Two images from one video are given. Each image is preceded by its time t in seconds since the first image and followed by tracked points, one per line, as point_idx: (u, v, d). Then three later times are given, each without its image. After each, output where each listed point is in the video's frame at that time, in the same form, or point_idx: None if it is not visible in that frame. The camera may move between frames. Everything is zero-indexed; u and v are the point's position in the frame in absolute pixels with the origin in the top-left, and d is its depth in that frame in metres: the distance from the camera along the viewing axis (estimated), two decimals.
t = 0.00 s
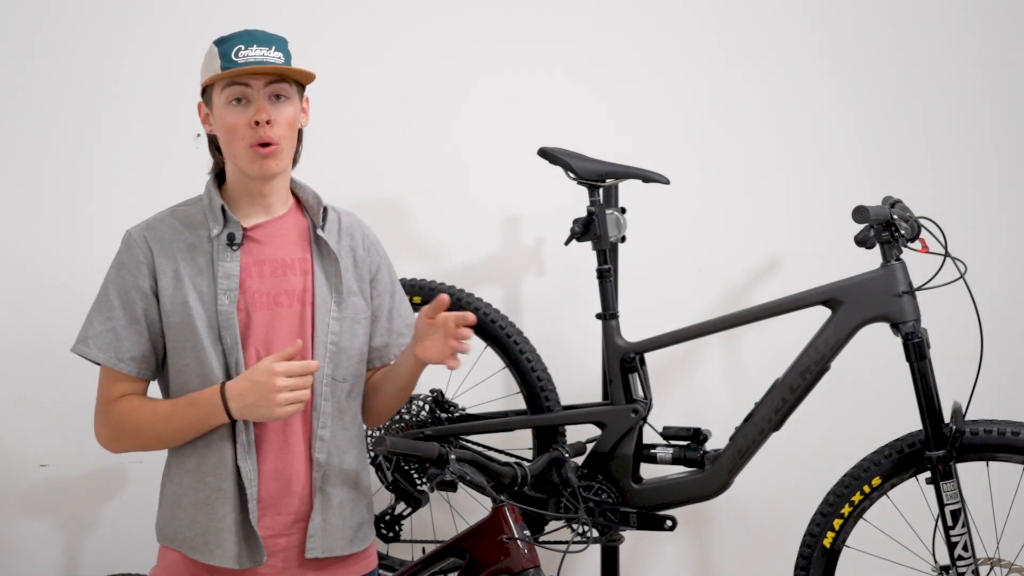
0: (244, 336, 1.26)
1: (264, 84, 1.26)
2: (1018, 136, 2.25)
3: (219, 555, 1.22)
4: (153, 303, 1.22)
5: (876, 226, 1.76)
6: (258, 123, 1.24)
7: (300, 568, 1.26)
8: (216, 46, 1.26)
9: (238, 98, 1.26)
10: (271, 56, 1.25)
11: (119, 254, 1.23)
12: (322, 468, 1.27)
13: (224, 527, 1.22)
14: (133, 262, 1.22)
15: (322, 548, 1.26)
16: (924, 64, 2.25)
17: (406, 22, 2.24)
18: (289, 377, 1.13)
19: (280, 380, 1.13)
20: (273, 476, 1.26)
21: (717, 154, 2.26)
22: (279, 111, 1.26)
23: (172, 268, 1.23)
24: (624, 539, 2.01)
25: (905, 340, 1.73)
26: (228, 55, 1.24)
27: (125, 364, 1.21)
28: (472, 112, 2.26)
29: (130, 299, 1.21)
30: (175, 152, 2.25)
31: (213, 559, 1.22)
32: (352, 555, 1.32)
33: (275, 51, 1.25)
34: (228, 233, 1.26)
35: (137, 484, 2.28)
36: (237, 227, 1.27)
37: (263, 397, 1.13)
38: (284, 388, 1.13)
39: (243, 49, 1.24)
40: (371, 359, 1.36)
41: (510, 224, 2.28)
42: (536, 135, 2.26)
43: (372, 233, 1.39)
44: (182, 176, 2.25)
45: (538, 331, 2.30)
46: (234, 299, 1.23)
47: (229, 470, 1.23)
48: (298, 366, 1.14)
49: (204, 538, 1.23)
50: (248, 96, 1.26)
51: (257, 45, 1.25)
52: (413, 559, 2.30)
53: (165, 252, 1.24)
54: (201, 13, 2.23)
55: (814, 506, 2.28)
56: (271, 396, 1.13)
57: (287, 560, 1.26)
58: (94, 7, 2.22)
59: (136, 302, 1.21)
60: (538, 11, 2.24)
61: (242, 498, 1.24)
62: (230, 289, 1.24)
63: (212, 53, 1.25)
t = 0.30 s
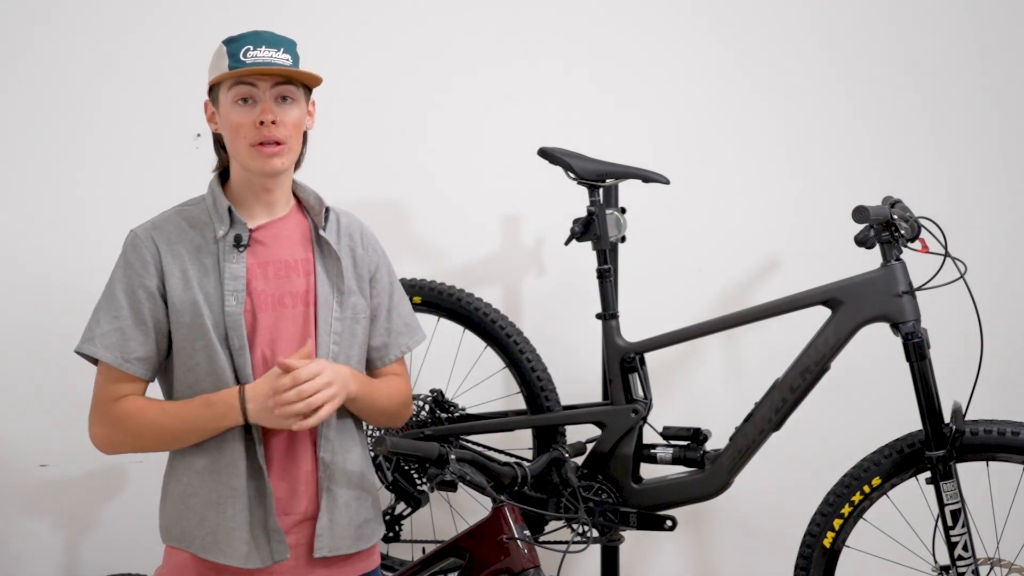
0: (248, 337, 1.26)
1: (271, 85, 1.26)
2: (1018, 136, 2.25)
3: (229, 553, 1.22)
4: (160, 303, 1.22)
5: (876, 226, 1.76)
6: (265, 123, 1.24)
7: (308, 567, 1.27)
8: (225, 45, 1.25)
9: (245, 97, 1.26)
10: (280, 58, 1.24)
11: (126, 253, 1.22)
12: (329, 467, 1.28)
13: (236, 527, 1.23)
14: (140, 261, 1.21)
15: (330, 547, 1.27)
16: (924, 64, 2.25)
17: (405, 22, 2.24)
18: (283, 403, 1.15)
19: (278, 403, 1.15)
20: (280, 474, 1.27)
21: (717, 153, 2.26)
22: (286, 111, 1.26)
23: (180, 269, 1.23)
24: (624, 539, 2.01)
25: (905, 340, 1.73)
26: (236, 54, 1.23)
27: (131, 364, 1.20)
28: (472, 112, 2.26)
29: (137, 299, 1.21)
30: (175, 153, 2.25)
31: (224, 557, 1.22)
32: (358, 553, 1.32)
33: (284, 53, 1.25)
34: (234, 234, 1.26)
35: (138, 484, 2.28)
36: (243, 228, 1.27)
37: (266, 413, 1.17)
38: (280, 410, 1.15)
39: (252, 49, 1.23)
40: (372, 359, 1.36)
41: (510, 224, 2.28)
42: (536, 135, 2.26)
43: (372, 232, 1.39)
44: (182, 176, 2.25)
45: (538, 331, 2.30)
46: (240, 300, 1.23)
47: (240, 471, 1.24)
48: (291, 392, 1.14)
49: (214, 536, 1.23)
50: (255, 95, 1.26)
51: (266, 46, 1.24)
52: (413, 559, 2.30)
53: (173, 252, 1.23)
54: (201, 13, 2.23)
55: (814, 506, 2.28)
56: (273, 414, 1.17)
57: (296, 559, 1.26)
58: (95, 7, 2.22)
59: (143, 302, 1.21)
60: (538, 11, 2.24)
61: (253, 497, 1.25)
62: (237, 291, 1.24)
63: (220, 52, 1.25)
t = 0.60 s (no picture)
0: (248, 341, 1.26)
1: (271, 83, 1.26)
2: (1018, 136, 2.25)
3: (221, 556, 1.23)
4: (155, 306, 1.22)
5: (876, 226, 1.76)
6: (265, 120, 1.24)
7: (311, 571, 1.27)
8: (222, 46, 1.26)
9: (245, 96, 1.26)
10: (278, 55, 1.24)
11: (123, 252, 1.23)
12: (327, 472, 1.28)
13: (229, 530, 1.23)
14: (137, 262, 1.22)
15: (333, 552, 1.26)
16: (924, 64, 2.25)
17: (406, 22, 2.24)
18: (274, 422, 1.16)
19: (268, 422, 1.16)
20: (279, 481, 1.26)
21: (717, 153, 2.26)
22: (286, 109, 1.26)
23: (177, 271, 1.23)
24: (624, 539, 2.01)
25: (905, 340, 1.73)
26: (234, 54, 1.23)
27: (123, 365, 1.21)
28: (473, 112, 2.26)
29: (132, 300, 1.21)
30: (175, 153, 2.25)
31: (215, 560, 1.23)
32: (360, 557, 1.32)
33: (281, 51, 1.25)
34: (233, 237, 1.26)
35: (137, 484, 2.28)
36: (243, 231, 1.27)
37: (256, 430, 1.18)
38: (270, 428, 1.17)
39: (249, 49, 1.23)
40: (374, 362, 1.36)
41: (510, 225, 2.28)
42: (536, 135, 2.26)
43: (377, 231, 1.39)
44: (182, 176, 2.25)
45: (538, 331, 2.30)
46: (238, 304, 1.23)
47: (232, 475, 1.24)
48: (284, 412, 1.16)
49: (206, 539, 1.23)
50: (255, 93, 1.26)
51: (263, 45, 1.24)
52: (414, 559, 2.30)
53: (170, 254, 1.23)
54: (201, 14, 2.23)
55: (814, 506, 2.28)
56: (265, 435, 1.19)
57: (297, 563, 1.26)
58: (94, 8, 2.22)
59: (138, 303, 1.21)
60: (538, 11, 2.24)
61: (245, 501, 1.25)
62: (235, 294, 1.24)
63: (218, 53, 1.25)
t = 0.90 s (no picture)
0: (252, 344, 1.26)
1: (281, 87, 1.26)
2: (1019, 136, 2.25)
3: (225, 559, 1.22)
4: (160, 309, 1.22)
5: (876, 226, 1.76)
6: (276, 125, 1.24)
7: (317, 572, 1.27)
8: (229, 48, 1.25)
9: (255, 100, 1.25)
10: (286, 58, 1.24)
11: (128, 254, 1.22)
12: (331, 474, 1.28)
13: (232, 534, 1.23)
14: (141, 265, 1.22)
15: (340, 553, 1.27)
16: (924, 64, 2.25)
17: (406, 22, 2.24)
18: (276, 421, 1.17)
19: (271, 421, 1.17)
20: (283, 484, 1.26)
21: (717, 153, 2.26)
22: (296, 113, 1.26)
23: (182, 274, 1.23)
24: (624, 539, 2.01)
25: (905, 340, 1.73)
26: (242, 56, 1.23)
27: (128, 367, 1.20)
28: (473, 112, 2.26)
29: (137, 303, 1.21)
30: (175, 152, 2.25)
31: (219, 562, 1.22)
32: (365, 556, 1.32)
33: (289, 53, 1.25)
34: (238, 240, 1.25)
35: (136, 484, 2.28)
36: (248, 234, 1.26)
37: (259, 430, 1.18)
38: (270, 426, 1.17)
39: (259, 51, 1.23)
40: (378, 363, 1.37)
41: (510, 225, 2.28)
42: (536, 135, 2.26)
43: (381, 232, 1.39)
44: (182, 176, 2.25)
45: (538, 331, 2.30)
46: (243, 306, 1.23)
47: (234, 479, 1.24)
48: (286, 411, 1.16)
49: (211, 542, 1.23)
50: (265, 97, 1.25)
51: (272, 47, 1.24)
52: (413, 559, 2.30)
53: (175, 256, 1.23)
54: (200, 13, 2.23)
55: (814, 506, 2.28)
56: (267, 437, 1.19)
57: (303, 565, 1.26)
58: (94, 8, 2.22)
59: (143, 306, 1.21)
60: (538, 11, 2.24)
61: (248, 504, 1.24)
62: (240, 297, 1.24)
63: (225, 54, 1.24)
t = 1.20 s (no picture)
0: (260, 344, 1.26)
1: (290, 86, 1.26)
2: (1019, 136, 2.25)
3: (234, 562, 1.22)
4: (168, 311, 1.22)
5: (876, 226, 1.76)
6: (285, 124, 1.23)
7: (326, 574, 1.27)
8: (238, 46, 1.24)
9: (264, 98, 1.25)
10: (296, 58, 1.24)
11: (135, 257, 1.22)
12: (342, 476, 1.28)
13: (241, 536, 1.23)
14: (148, 267, 1.21)
15: (349, 556, 1.27)
16: (924, 64, 2.25)
17: (406, 22, 2.24)
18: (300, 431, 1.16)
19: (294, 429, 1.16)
20: (294, 486, 1.26)
21: (717, 153, 2.26)
22: (304, 112, 1.26)
23: (188, 275, 1.23)
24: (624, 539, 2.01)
25: (905, 340, 1.73)
26: (252, 55, 1.23)
27: (137, 370, 1.20)
28: (473, 112, 2.26)
29: (144, 305, 1.20)
30: (175, 152, 2.25)
31: (228, 565, 1.22)
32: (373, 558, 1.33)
33: (300, 53, 1.25)
34: (244, 240, 1.25)
35: (137, 485, 2.28)
36: (254, 234, 1.26)
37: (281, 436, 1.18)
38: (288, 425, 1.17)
39: (269, 51, 1.23)
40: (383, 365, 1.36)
41: (510, 224, 2.28)
42: (535, 135, 2.26)
43: (387, 233, 1.39)
44: (182, 177, 2.25)
45: (538, 331, 2.30)
46: (250, 307, 1.23)
47: (239, 482, 1.24)
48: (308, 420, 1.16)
49: (220, 545, 1.23)
50: (274, 95, 1.25)
51: (282, 47, 1.24)
52: (413, 559, 2.30)
53: (181, 257, 1.23)
54: (200, 13, 2.22)
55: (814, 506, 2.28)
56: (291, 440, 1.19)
57: (311, 566, 1.26)
58: (95, 8, 2.22)
59: (151, 308, 1.20)
60: (538, 10, 2.24)
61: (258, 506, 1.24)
62: (246, 297, 1.24)
63: (234, 53, 1.24)
